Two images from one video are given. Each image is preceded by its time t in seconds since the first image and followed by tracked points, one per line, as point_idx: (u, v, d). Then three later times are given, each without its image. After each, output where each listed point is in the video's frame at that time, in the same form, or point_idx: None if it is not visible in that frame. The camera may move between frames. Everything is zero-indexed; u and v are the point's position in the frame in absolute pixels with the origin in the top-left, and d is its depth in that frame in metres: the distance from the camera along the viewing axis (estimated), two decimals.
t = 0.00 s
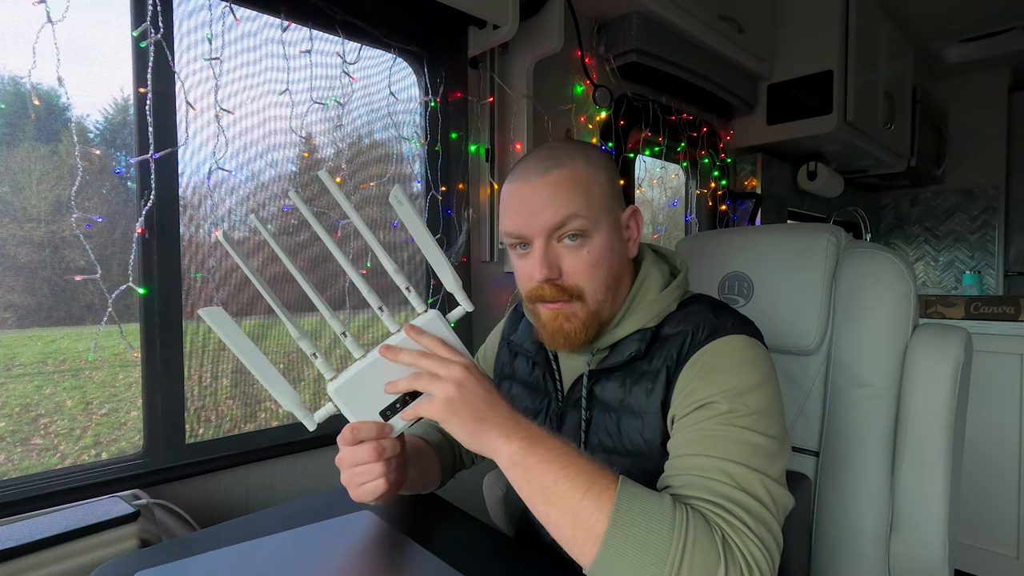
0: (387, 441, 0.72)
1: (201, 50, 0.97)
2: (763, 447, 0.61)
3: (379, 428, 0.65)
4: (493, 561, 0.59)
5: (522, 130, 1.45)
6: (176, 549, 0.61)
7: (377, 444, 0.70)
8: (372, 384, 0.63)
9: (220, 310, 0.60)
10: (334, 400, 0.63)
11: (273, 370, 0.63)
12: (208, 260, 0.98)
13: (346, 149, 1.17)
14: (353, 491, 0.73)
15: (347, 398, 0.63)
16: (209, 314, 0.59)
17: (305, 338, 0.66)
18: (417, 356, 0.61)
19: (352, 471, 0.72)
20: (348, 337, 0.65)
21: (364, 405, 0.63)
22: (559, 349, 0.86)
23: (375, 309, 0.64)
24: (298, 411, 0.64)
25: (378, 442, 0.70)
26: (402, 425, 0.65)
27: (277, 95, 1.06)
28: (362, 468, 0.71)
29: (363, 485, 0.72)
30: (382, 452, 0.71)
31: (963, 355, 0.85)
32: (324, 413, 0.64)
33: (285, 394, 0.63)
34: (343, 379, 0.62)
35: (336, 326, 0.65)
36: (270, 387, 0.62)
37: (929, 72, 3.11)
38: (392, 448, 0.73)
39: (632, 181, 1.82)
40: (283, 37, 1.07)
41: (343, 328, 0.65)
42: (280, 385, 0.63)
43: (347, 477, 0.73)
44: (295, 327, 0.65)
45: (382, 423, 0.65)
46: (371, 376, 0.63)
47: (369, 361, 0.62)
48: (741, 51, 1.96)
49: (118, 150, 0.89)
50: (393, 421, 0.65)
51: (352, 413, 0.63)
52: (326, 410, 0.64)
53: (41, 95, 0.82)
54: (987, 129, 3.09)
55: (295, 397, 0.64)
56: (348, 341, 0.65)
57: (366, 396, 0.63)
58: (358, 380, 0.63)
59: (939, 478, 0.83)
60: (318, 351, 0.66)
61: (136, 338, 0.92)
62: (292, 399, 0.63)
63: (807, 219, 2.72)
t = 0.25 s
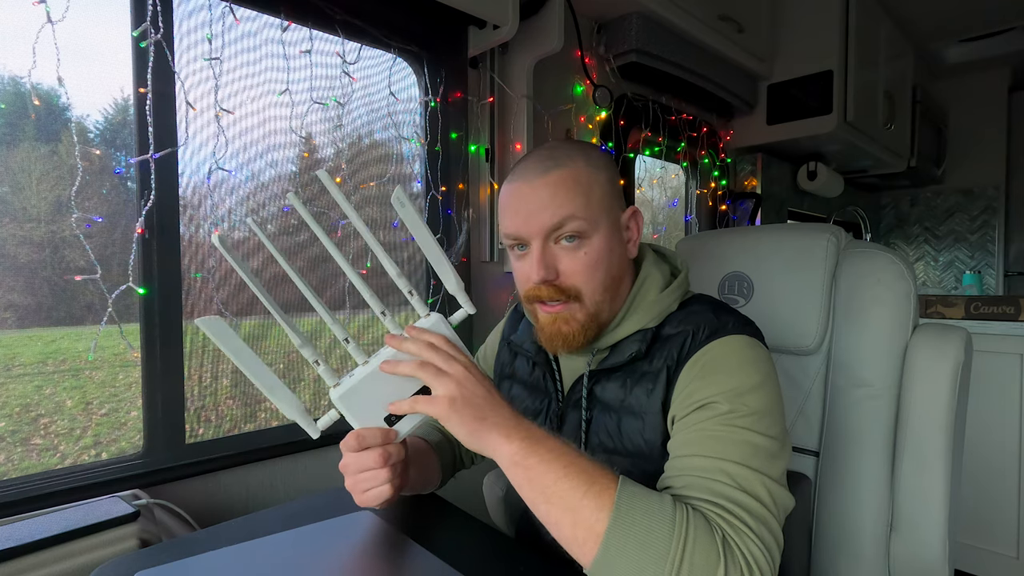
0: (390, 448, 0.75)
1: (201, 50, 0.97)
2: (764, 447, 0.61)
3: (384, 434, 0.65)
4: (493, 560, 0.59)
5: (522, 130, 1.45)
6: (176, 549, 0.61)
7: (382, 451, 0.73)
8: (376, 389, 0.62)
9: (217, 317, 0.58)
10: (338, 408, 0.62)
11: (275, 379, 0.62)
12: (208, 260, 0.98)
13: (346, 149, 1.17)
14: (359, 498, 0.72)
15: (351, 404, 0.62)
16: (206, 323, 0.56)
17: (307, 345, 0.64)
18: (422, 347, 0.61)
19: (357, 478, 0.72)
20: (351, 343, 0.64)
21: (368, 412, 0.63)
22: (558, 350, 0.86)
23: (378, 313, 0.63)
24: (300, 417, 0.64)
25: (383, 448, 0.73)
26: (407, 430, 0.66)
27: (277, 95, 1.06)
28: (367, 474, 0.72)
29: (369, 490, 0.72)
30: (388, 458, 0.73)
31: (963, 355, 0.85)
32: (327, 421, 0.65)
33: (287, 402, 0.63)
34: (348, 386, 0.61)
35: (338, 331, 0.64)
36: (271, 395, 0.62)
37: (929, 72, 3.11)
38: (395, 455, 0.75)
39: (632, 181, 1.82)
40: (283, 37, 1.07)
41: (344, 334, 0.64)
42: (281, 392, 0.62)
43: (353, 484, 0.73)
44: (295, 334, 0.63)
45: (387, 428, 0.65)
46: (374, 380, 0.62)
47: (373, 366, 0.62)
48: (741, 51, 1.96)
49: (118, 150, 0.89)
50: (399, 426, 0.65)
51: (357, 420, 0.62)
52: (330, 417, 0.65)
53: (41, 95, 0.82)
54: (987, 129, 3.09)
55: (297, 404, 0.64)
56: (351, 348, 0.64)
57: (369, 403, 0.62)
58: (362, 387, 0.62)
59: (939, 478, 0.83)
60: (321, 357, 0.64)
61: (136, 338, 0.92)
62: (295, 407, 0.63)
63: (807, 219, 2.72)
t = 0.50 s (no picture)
0: (397, 455, 0.72)
1: (201, 50, 0.97)
2: (764, 447, 0.61)
3: (388, 442, 0.67)
4: (494, 561, 0.59)
5: (522, 130, 1.45)
6: (176, 549, 0.61)
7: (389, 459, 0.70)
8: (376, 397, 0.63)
9: (212, 336, 0.58)
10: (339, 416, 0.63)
11: (275, 394, 0.63)
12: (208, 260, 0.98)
13: (346, 149, 1.17)
14: (364, 504, 0.72)
15: (350, 411, 0.63)
16: (200, 343, 0.56)
17: (306, 357, 0.65)
18: (421, 349, 0.61)
19: (361, 485, 0.71)
20: (351, 353, 0.65)
21: (367, 419, 0.64)
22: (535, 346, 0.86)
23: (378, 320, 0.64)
24: (302, 430, 0.65)
25: (390, 456, 0.70)
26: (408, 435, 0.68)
27: (277, 95, 1.06)
28: (372, 481, 0.70)
29: (374, 498, 0.71)
30: (394, 466, 0.71)
31: (963, 355, 0.85)
32: (329, 432, 0.65)
33: (288, 415, 0.64)
34: (348, 396, 0.62)
35: (337, 342, 0.65)
36: (272, 410, 0.63)
37: (929, 72, 3.11)
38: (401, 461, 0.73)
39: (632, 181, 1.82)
40: (283, 37, 1.07)
41: (345, 344, 0.65)
42: (282, 407, 0.63)
43: (358, 491, 0.71)
44: (294, 346, 0.64)
45: (391, 436, 0.67)
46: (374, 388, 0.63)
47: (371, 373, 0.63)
48: (741, 51, 1.96)
49: (118, 150, 0.89)
50: (403, 433, 0.67)
51: (356, 427, 0.64)
52: (331, 428, 0.65)
53: (41, 95, 0.82)
54: (987, 129, 3.09)
55: (298, 416, 0.65)
56: (352, 357, 0.65)
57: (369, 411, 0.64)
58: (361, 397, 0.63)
59: (939, 478, 0.83)
60: (321, 369, 0.65)
61: (136, 338, 0.92)
62: (295, 420, 0.65)
63: (807, 219, 2.72)
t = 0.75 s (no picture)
0: (382, 457, 0.71)
1: (201, 50, 0.97)
2: (764, 447, 0.61)
3: (373, 446, 0.66)
4: (493, 561, 0.59)
5: (522, 130, 1.45)
6: (176, 549, 0.61)
7: (374, 462, 0.69)
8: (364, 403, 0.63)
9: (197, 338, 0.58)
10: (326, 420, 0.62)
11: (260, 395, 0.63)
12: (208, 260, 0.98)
13: (346, 149, 1.17)
14: (351, 508, 0.69)
15: (341, 419, 0.62)
16: (184, 344, 0.57)
17: (292, 359, 0.65)
18: (407, 356, 0.60)
19: (348, 488, 0.69)
20: (337, 356, 0.64)
21: (357, 423, 0.63)
22: (525, 340, 0.87)
23: (364, 323, 0.63)
24: (288, 431, 0.65)
25: (375, 459, 0.69)
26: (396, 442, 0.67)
27: (277, 95, 1.06)
28: (359, 485, 0.69)
29: (361, 500, 0.69)
30: (380, 469, 0.70)
31: (963, 355, 0.85)
32: (315, 434, 0.65)
33: (274, 416, 0.64)
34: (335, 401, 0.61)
35: (324, 345, 0.64)
36: (257, 410, 0.63)
37: (929, 72, 3.11)
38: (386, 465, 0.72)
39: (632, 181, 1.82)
40: (283, 37, 1.07)
41: (331, 347, 0.64)
42: (267, 407, 0.63)
43: (345, 494, 0.69)
44: (279, 348, 0.64)
45: (375, 440, 0.66)
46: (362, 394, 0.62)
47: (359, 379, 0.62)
48: (741, 51, 1.96)
49: (118, 150, 0.89)
50: (388, 437, 0.66)
51: (346, 433, 0.63)
52: (317, 430, 0.64)
53: (41, 95, 0.82)
54: (987, 129, 3.09)
55: (285, 418, 0.65)
56: (338, 360, 0.64)
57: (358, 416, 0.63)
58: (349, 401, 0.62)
59: (940, 478, 0.83)
60: (307, 371, 0.65)
61: (136, 338, 0.92)
62: (281, 421, 0.64)
63: (807, 219, 2.72)
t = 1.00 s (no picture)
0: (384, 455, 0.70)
1: (201, 50, 0.97)
2: (763, 446, 0.61)
3: (375, 443, 0.65)
4: (493, 561, 0.59)
5: (522, 130, 1.45)
6: (176, 549, 0.61)
7: (376, 460, 0.68)
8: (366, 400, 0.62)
9: (201, 333, 0.58)
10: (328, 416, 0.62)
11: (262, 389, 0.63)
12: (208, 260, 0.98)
13: (346, 149, 1.17)
14: (352, 504, 0.70)
15: (342, 415, 0.62)
16: (190, 339, 0.57)
17: (295, 355, 0.65)
18: (409, 353, 0.60)
19: (349, 485, 0.69)
20: (340, 353, 0.64)
21: (358, 421, 0.63)
22: (525, 340, 0.87)
23: (367, 321, 0.63)
24: (291, 428, 0.64)
25: (376, 457, 0.68)
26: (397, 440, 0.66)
27: (277, 95, 1.06)
28: (360, 483, 0.68)
29: (362, 498, 0.69)
30: (382, 468, 0.69)
31: (963, 355, 0.85)
32: (318, 430, 0.64)
33: (276, 412, 0.63)
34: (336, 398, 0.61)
35: (327, 342, 0.64)
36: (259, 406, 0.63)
37: (929, 72, 3.11)
38: (389, 463, 0.71)
39: (632, 181, 1.82)
40: (283, 37, 1.07)
41: (334, 344, 0.64)
42: (269, 403, 0.63)
43: (346, 491, 0.69)
44: (283, 345, 0.63)
45: (377, 437, 0.65)
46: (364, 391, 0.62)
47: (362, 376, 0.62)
48: (741, 51, 1.96)
49: (118, 150, 0.89)
50: (391, 435, 0.66)
51: (348, 429, 0.63)
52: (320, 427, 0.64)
53: (41, 95, 0.82)
54: (987, 129, 3.09)
55: (287, 414, 0.64)
56: (341, 357, 0.64)
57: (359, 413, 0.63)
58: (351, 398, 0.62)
59: (940, 478, 0.83)
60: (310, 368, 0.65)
61: (136, 338, 0.92)
62: (284, 418, 0.64)
63: (807, 219, 2.72)
